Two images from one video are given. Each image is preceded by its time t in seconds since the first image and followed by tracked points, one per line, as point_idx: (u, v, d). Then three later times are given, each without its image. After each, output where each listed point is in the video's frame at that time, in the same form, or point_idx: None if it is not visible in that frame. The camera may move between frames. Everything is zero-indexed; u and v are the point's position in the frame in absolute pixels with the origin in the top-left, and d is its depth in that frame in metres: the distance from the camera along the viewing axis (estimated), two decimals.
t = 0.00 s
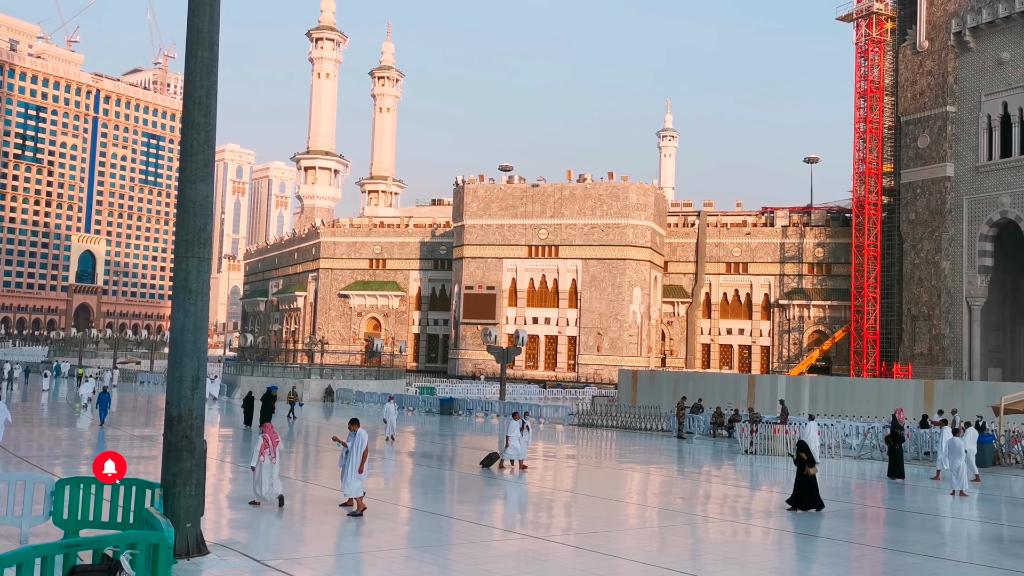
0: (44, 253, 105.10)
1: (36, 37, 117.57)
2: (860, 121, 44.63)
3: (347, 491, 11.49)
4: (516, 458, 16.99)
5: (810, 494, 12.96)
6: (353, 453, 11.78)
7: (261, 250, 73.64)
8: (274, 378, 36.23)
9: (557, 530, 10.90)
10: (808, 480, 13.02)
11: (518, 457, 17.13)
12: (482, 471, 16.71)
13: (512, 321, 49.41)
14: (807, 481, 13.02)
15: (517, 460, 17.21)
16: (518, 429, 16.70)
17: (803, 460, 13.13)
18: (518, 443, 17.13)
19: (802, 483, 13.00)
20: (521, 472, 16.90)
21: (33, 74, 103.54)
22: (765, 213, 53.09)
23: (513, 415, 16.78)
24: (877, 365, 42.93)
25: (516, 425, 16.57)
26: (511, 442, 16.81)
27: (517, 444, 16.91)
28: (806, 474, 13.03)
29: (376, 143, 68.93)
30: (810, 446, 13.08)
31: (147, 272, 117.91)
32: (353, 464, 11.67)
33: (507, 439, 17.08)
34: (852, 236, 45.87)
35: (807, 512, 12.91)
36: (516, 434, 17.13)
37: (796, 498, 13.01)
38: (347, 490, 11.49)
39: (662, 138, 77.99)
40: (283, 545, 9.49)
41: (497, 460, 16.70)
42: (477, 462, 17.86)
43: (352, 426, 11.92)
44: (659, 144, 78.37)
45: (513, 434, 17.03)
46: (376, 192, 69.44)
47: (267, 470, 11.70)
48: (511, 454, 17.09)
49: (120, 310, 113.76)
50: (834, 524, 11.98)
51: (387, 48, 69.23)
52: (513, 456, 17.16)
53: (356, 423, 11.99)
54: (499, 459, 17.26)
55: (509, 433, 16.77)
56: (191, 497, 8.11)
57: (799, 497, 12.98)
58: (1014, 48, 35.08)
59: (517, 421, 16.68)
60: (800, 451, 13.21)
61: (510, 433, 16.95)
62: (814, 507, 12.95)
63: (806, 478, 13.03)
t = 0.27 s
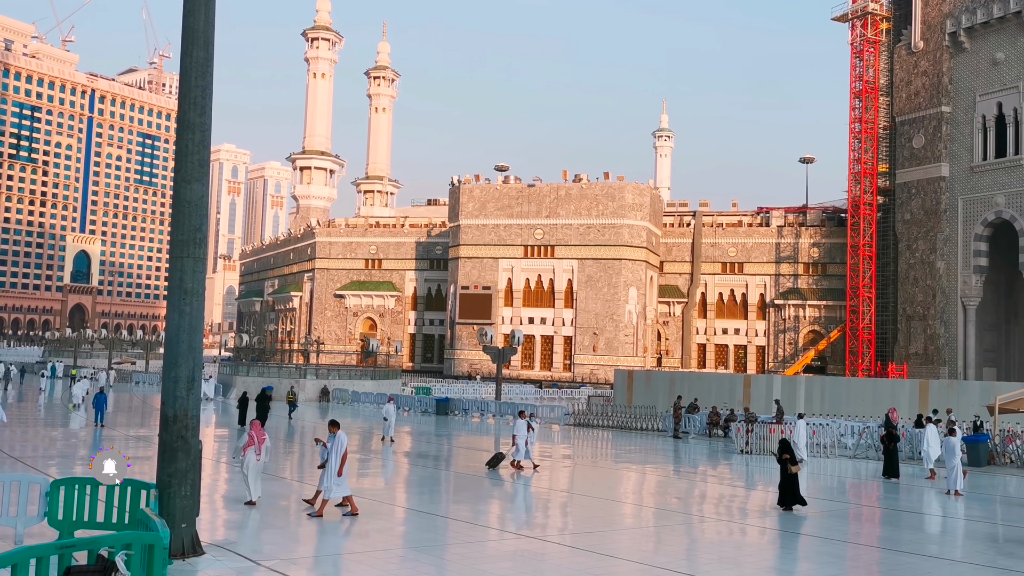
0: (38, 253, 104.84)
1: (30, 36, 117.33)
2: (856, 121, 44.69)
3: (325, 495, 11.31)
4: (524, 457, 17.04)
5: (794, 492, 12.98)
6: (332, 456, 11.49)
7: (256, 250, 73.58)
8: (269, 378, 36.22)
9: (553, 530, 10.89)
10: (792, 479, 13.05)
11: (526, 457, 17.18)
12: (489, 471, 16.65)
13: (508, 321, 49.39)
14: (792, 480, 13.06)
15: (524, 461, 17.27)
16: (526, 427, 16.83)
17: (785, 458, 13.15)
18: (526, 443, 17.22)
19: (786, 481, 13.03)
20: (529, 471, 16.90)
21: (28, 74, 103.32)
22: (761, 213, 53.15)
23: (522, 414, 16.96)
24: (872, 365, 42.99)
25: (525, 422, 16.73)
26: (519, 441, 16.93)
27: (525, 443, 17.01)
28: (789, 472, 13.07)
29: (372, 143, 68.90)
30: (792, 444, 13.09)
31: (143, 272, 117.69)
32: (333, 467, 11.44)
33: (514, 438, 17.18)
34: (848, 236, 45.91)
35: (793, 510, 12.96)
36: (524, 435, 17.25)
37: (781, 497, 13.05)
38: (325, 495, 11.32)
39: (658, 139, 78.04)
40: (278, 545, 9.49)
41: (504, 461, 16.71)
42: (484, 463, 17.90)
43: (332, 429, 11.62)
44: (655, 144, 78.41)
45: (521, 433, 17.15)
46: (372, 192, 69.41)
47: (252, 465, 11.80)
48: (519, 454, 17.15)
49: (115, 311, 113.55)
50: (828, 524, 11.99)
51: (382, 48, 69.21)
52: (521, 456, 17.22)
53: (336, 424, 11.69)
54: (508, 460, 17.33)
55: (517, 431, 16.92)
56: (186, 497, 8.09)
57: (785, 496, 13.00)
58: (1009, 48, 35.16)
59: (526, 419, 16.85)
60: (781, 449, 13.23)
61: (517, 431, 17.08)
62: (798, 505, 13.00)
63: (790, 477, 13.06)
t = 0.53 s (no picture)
0: (35, 253, 104.63)
1: (26, 36, 117.04)
2: (852, 121, 44.73)
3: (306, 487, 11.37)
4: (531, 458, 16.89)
5: (773, 495, 12.93)
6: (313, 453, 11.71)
7: (253, 250, 73.52)
8: (266, 378, 36.20)
9: (550, 530, 10.88)
10: (774, 480, 12.97)
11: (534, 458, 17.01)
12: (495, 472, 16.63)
13: (505, 321, 49.39)
14: (774, 481, 12.97)
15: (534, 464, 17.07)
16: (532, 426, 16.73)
17: (770, 460, 12.98)
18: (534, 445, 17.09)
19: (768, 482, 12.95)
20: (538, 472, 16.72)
21: (24, 74, 103.03)
22: (758, 213, 53.18)
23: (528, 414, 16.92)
24: (869, 364, 43.03)
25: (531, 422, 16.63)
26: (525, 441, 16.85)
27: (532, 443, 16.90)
28: (772, 474, 12.96)
29: (369, 142, 68.84)
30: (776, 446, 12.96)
31: (139, 272, 117.50)
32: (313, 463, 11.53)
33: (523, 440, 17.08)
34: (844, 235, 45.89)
35: (770, 512, 12.92)
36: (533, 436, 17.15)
37: (761, 497, 12.99)
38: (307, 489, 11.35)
39: (655, 138, 78.05)
40: (276, 545, 9.48)
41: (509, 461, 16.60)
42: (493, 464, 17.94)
43: (313, 426, 11.96)
44: (652, 144, 78.43)
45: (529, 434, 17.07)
46: (369, 192, 69.36)
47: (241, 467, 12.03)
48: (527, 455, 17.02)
49: (112, 310, 113.35)
50: (826, 524, 11.99)
51: (379, 48, 69.16)
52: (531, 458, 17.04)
53: (318, 422, 12.04)
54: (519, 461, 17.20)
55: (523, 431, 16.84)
56: (183, 497, 8.08)
57: (767, 497, 12.95)
58: (1005, 48, 35.23)
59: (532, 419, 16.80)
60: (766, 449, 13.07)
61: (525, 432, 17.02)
62: (776, 507, 12.97)
63: (773, 478, 12.96)
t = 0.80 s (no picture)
0: (33, 253, 104.60)
1: (24, 36, 116.93)
2: (850, 121, 44.76)
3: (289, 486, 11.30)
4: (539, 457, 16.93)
5: (758, 493, 12.93)
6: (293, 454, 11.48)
7: (251, 250, 73.52)
8: (264, 378, 36.21)
9: (548, 530, 10.88)
10: (759, 479, 12.99)
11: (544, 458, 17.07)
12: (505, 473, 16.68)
13: (503, 321, 49.40)
14: (759, 480, 12.98)
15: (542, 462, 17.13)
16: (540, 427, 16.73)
17: (754, 459, 13.00)
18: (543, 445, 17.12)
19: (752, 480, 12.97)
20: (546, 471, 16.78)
21: (22, 74, 102.94)
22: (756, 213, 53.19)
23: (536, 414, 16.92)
24: (866, 364, 43.08)
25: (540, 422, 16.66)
26: (533, 441, 16.82)
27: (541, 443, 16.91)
28: (756, 473, 12.97)
29: (367, 142, 68.82)
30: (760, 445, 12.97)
31: (137, 272, 117.45)
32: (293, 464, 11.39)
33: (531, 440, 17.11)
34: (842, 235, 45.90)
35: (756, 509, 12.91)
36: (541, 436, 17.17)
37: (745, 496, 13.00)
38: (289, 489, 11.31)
39: (653, 138, 78.05)
40: (274, 545, 9.48)
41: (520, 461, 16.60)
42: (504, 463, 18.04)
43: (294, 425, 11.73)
44: (650, 144, 78.45)
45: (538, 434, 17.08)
46: (367, 192, 69.34)
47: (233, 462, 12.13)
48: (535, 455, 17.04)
49: (110, 311, 113.27)
50: (824, 524, 11.99)
51: (378, 48, 69.15)
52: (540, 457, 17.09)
53: (299, 423, 11.78)
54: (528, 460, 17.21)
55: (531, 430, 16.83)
56: (182, 497, 8.08)
57: (752, 495, 12.94)
58: (1003, 48, 35.27)
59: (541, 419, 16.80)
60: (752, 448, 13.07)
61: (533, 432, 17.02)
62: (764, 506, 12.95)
63: (757, 477, 12.98)
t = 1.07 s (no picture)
0: (32, 254, 104.59)
1: (23, 36, 116.85)
2: (850, 120, 44.75)
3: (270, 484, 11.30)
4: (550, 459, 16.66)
5: (743, 493, 12.96)
6: (276, 454, 11.58)
7: (251, 250, 73.50)
8: (263, 378, 36.20)
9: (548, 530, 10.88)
10: (744, 480, 13.00)
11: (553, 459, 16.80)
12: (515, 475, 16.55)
13: (503, 321, 49.42)
14: (744, 480, 12.99)
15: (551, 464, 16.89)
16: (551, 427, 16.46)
17: (739, 460, 13.01)
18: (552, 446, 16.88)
19: (737, 480, 12.99)
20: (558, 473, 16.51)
21: (21, 74, 102.86)
22: (755, 213, 53.16)
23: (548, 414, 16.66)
24: (866, 364, 43.10)
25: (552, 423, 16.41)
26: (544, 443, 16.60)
27: (551, 444, 16.65)
28: (741, 473, 12.98)
29: (367, 142, 68.80)
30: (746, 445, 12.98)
31: (137, 272, 117.42)
32: (275, 463, 11.42)
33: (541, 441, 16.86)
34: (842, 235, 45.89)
35: (741, 509, 12.92)
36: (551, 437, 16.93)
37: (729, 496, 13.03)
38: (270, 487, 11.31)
39: (653, 138, 78.07)
40: (273, 545, 9.47)
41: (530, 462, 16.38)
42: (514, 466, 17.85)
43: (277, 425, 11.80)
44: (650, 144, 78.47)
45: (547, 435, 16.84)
46: (367, 192, 69.34)
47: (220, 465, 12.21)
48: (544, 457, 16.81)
49: (110, 311, 113.20)
50: (824, 524, 11.98)
51: (377, 48, 69.14)
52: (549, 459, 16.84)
53: (283, 423, 11.86)
54: (533, 461, 17.01)
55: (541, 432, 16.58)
56: (182, 498, 8.07)
57: (737, 495, 12.96)
58: (1002, 48, 35.27)
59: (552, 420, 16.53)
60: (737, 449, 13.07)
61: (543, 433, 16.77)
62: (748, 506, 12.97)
63: (742, 477, 12.99)
